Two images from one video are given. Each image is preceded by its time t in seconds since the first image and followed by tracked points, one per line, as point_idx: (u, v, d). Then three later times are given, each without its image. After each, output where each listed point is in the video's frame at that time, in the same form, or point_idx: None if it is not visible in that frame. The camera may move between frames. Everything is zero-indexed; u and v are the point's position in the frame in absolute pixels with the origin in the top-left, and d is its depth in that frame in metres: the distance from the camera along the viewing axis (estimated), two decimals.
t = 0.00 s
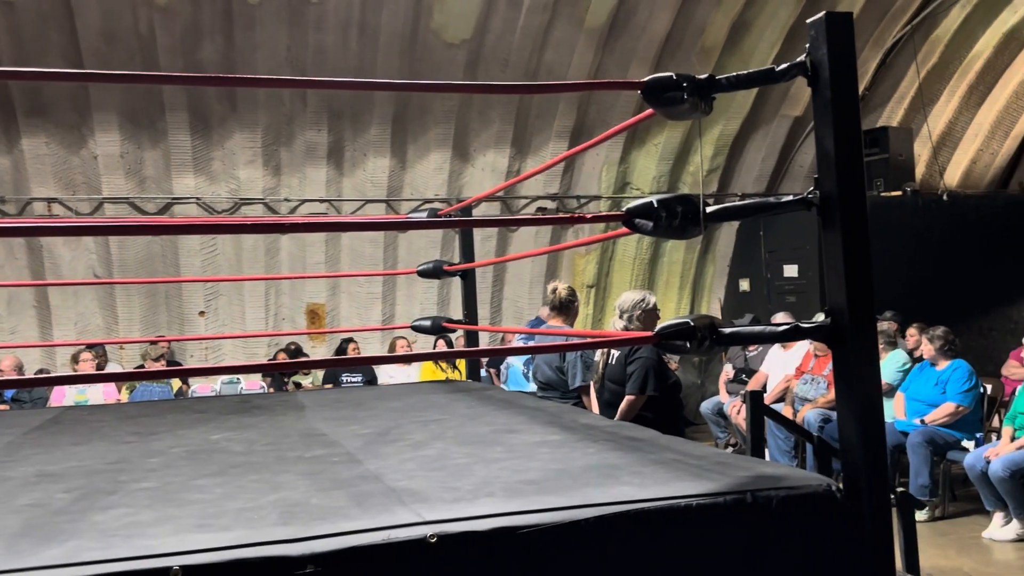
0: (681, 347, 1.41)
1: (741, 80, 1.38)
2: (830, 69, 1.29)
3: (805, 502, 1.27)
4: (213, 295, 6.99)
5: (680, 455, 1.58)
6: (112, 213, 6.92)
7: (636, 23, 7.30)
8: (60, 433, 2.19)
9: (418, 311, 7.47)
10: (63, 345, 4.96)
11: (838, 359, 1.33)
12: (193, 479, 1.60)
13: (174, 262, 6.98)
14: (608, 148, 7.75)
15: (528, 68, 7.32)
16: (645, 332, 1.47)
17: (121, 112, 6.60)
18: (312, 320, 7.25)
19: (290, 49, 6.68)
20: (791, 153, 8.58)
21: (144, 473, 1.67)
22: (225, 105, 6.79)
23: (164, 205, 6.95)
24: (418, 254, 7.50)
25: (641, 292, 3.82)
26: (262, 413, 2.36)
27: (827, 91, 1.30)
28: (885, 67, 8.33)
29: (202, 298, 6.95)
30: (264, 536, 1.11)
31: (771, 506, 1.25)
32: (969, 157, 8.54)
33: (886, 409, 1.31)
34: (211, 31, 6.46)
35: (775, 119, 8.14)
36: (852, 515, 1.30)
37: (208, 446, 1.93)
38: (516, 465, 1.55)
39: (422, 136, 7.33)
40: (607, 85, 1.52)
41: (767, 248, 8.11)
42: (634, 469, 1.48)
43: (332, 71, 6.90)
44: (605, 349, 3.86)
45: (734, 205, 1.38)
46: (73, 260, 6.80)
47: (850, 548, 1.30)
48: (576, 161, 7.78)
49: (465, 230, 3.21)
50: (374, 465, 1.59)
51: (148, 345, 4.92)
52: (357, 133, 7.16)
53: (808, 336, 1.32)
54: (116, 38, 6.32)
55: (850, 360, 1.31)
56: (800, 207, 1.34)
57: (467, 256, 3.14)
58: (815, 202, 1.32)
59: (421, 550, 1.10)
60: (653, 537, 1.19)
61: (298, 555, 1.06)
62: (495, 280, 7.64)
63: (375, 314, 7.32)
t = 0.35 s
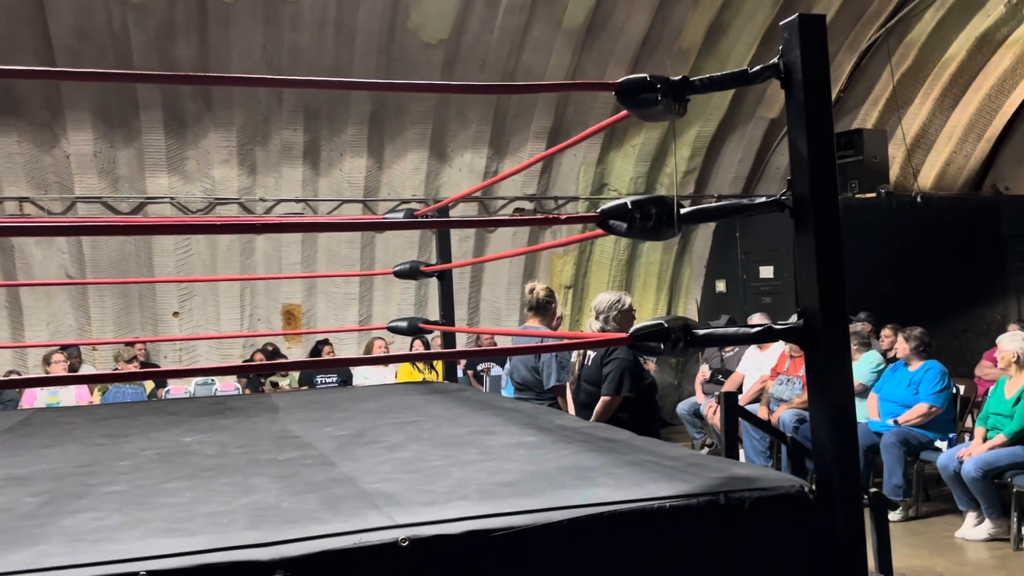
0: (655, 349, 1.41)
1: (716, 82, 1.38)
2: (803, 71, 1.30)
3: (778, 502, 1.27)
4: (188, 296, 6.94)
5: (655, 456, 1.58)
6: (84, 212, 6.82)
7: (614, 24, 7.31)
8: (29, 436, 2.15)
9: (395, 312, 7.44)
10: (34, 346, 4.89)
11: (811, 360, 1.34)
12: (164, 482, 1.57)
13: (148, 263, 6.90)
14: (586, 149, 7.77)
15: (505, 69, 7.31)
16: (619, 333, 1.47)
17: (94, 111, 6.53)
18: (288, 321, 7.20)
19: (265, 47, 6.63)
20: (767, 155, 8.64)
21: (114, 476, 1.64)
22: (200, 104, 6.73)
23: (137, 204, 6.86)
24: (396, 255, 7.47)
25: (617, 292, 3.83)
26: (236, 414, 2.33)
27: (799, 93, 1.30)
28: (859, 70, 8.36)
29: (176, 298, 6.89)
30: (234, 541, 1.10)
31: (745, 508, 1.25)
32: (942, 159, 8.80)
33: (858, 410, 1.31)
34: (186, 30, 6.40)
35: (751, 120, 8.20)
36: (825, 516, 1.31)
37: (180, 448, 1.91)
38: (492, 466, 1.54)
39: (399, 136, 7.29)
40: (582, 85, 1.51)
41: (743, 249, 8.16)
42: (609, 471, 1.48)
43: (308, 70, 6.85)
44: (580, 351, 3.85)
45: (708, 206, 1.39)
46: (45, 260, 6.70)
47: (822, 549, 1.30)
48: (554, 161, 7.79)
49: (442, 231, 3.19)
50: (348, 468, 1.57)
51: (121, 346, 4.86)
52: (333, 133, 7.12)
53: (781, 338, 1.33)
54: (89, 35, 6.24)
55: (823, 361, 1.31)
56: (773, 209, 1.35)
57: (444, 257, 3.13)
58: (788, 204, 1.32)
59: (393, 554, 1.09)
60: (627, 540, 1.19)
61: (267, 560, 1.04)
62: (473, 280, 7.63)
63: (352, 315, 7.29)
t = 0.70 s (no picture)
0: (628, 353, 1.41)
1: (689, 87, 1.38)
2: (775, 76, 1.30)
3: (749, 507, 1.27)
4: (170, 299, 6.91)
5: (631, 461, 1.58)
6: (66, 215, 6.78)
7: (598, 28, 7.33)
8: (4, 440, 2.14)
9: (380, 315, 7.43)
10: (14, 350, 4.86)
11: (783, 365, 1.34)
12: (136, 488, 1.56)
13: (130, 265, 6.86)
14: (570, 152, 7.79)
15: (489, 72, 7.31)
16: (593, 338, 1.47)
17: (76, 113, 6.51)
18: (272, 324, 7.17)
19: (248, 49, 6.60)
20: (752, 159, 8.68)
21: (86, 481, 1.63)
22: (182, 107, 6.71)
23: (119, 207, 6.82)
24: (380, 258, 7.47)
25: (597, 297, 3.83)
26: (215, 418, 2.33)
27: (772, 98, 1.31)
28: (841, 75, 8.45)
29: (158, 301, 6.87)
30: (200, 548, 1.09)
31: (716, 513, 1.25)
32: (927, 162, 8.84)
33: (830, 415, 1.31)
34: (167, 32, 6.37)
35: (735, 124, 8.24)
36: (796, 521, 1.30)
37: (155, 453, 1.89)
38: (467, 471, 1.54)
39: (383, 139, 7.29)
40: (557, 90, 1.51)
41: (727, 253, 8.19)
42: (583, 475, 1.47)
43: (291, 73, 6.83)
44: (560, 355, 3.84)
45: (681, 211, 1.39)
46: (26, 263, 6.67)
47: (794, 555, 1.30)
48: (538, 164, 7.80)
49: (425, 234, 3.19)
50: (323, 473, 1.57)
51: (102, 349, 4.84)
52: (317, 135, 7.12)
53: (752, 344, 1.33)
54: (71, 37, 6.22)
55: (794, 366, 1.31)
56: (746, 214, 1.35)
57: (427, 260, 3.12)
58: (760, 209, 1.33)
59: (360, 561, 1.09)
60: (596, 546, 1.19)
61: (232, 568, 1.04)
62: (457, 284, 7.63)
63: (336, 318, 7.27)
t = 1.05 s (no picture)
0: (591, 354, 1.41)
1: (651, 88, 1.39)
2: (735, 78, 1.31)
3: (709, 507, 1.27)
4: (141, 299, 6.86)
5: (595, 461, 1.58)
6: (34, 214, 6.70)
7: (572, 29, 7.34)
8: None
9: (355, 315, 7.41)
10: None
11: (743, 365, 1.34)
12: (95, 491, 1.54)
13: (100, 265, 6.79)
14: (545, 152, 7.80)
15: (464, 72, 7.30)
16: (557, 338, 1.47)
17: (44, 111, 6.44)
18: (245, 325, 7.12)
19: (219, 48, 6.55)
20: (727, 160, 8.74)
21: (45, 484, 1.61)
22: (153, 105, 6.66)
23: (89, 206, 6.75)
24: (354, 258, 7.46)
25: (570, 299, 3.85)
26: (181, 421, 2.30)
27: (731, 100, 1.31)
28: (814, 78, 8.64)
29: (129, 302, 6.81)
30: (154, 552, 1.08)
31: (675, 513, 1.25)
32: (898, 162, 8.91)
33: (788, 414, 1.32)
34: (138, 29, 6.32)
35: (710, 125, 8.30)
36: (756, 520, 1.31)
37: (119, 455, 1.87)
38: (430, 473, 1.53)
39: (357, 139, 7.27)
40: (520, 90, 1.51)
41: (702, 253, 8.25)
42: (547, 476, 1.47)
43: (262, 71, 6.78)
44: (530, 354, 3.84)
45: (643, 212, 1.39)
46: None
47: (755, 554, 1.31)
48: (514, 164, 7.81)
49: (398, 234, 3.18)
50: (286, 476, 1.55)
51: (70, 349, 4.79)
52: (290, 134, 7.09)
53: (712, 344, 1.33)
54: (39, 34, 6.15)
55: (752, 366, 1.32)
56: (707, 215, 1.36)
57: (399, 260, 3.11)
58: (720, 210, 1.33)
59: (315, 564, 1.08)
60: (555, 546, 1.18)
61: (185, 572, 1.03)
62: (433, 284, 7.63)
63: (310, 318, 7.24)
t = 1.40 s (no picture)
0: (556, 351, 1.42)
1: (616, 85, 1.38)
2: (699, 75, 1.31)
3: (675, 503, 1.27)
4: (116, 297, 6.81)
5: (563, 458, 1.58)
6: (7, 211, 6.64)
7: (549, 25, 7.34)
8: None
9: (332, 313, 7.40)
10: None
11: (707, 361, 1.35)
12: (59, 490, 1.53)
13: (74, 262, 6.75)
14: (524, 149, 7.82)
15: (441, 68, 7.29)
16: (523, 335, 1.47)
17: (16, 107, 6.39)
18: (221, 323, 7.09)
19: (194, 44, 6.50)
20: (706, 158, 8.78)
21: (9, 484, 1.59)
22: (127, 101, 6.63)
23: (63, 203, 6.69)
24: (332, 256, 7.45)
25: (542, 295, 3.85)
26: (152, 419, 2.29)
27: (696, 98, 1.31)
28: (790, 75, 8.65)
29: (103, 299, 6.76)
30: (112, 550, 1.07)
31: (640, 509, 1.25)
32: (875, 160, 9.12)
33: (751, 410, 1.33)
34: (111, 25, 6.28)
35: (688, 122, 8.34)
36: (722, 516, 1.32)
37: (86, 454, 1.86)
38: (398, 470, 1.52)
39: (334, 136, 7.26)
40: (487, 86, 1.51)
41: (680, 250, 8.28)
42: (514, 472, 1.46)
43: (237, 67, 6.74)
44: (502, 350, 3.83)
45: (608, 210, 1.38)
46: None
47: (721, 549, 1.31)
48: (492, 161, 7.81)
49: (373, 232, 3.17)
50: (252, 474, 1.54)
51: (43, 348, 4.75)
52: (265, 131, 7.06)
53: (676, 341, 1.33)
54: (10, 30, 6.09)
55: (717, 363, 1.33)
56: (671, 212, 1.36)
57: (375, 257, 3.11)
58: (684, 208, 1.34)
59: (275, 563, 1.06)
60: (518, 544, 1.18)
61: (143, 570, 1.02)
62: (411, 281, 7.64)
63: (287, 316, 7.23)
